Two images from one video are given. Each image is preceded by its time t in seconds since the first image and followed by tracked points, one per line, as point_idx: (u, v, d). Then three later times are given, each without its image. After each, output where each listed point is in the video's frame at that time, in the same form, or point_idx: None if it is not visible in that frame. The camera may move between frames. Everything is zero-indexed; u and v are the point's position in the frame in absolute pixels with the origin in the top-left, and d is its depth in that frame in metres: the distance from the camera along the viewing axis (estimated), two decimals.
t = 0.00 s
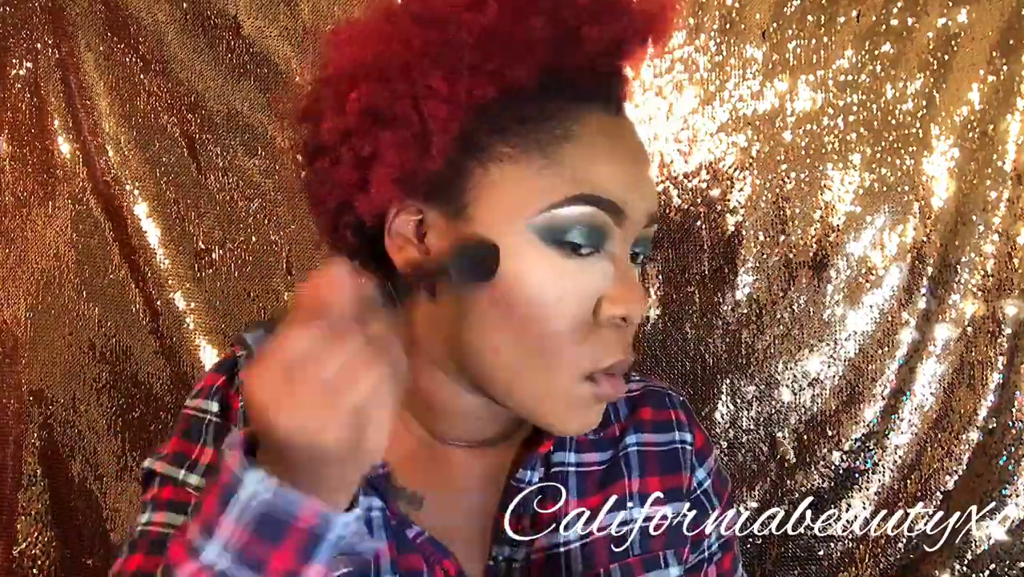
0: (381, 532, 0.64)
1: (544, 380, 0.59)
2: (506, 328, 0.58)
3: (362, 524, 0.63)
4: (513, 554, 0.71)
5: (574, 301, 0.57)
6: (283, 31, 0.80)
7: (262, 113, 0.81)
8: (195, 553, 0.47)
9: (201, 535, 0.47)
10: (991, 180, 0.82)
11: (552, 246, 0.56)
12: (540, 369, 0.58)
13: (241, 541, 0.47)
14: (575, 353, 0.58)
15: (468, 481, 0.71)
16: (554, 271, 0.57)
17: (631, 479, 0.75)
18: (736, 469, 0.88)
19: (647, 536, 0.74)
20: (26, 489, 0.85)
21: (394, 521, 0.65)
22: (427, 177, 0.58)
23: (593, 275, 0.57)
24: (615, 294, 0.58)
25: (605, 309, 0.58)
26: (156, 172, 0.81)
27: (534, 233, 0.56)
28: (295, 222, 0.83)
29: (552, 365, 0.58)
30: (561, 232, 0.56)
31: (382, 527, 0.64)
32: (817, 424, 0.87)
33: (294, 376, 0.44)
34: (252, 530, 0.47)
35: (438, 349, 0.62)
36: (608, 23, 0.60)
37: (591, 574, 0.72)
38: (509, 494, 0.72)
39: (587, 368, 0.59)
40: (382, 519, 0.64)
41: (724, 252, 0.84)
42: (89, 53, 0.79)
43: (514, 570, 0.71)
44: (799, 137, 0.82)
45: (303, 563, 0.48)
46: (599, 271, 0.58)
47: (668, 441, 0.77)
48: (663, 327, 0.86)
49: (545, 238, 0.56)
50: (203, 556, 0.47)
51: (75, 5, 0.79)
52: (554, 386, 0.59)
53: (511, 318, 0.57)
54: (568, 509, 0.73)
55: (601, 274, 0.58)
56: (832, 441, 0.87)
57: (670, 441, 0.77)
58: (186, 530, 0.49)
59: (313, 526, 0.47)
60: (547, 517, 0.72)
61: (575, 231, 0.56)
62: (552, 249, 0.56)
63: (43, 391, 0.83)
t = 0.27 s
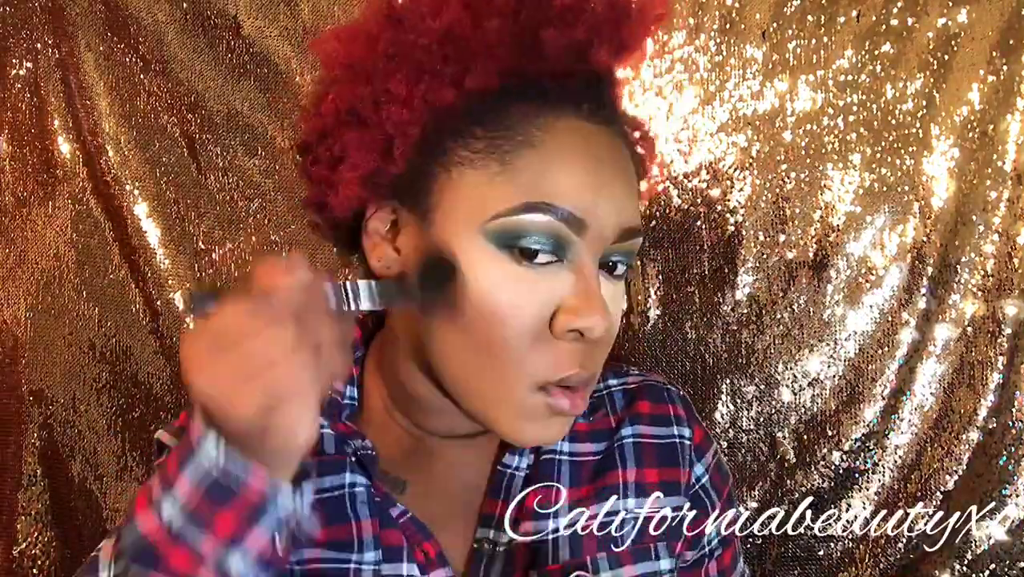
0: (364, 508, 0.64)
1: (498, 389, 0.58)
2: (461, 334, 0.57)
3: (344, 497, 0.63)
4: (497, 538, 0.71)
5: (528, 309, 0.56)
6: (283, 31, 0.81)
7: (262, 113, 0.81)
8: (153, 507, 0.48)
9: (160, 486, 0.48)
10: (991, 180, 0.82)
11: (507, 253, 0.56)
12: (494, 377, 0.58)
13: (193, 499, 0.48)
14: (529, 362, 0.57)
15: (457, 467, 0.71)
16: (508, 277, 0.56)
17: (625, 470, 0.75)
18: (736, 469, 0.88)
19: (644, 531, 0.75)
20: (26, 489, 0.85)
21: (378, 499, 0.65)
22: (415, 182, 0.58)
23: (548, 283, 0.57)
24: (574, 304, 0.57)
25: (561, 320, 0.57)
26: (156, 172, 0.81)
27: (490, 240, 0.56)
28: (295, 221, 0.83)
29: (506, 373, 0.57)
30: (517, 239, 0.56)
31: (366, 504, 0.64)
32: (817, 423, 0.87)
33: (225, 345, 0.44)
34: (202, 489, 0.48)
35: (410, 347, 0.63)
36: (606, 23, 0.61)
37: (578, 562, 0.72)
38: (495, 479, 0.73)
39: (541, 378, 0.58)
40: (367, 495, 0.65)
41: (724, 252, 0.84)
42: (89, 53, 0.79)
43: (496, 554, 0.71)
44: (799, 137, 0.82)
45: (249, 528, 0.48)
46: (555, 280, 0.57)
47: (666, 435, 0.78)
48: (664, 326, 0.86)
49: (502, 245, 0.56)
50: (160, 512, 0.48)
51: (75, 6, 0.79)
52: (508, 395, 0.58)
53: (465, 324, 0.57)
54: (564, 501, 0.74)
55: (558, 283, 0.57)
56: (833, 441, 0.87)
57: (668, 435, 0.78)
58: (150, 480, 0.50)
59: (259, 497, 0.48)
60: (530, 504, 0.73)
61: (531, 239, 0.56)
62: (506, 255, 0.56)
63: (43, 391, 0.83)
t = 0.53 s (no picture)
0: (357, 522, 0.64)
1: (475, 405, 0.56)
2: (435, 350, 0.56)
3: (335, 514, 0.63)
4: (491, 545, 0.70)
5: (502, 325, 0.55)
6: (283, 31, 0.81)
7: (262, 113, 0.82)
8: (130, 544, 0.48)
9: (138, 527, 0.48)
10: (991, 180, 0.82)
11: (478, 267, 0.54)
12: (471, 393, 0.56)
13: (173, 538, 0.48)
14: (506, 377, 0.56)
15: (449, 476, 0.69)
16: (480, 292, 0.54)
17: (618, 470, 0.75)
18: (736, 469, 0.88)
19: (643, 531, 0.75)
20: (26, 489, 0.84)
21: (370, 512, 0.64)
22: (388, 192, 0.57)
23: (523, 297, 0.55)
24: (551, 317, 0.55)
25: (536, 334, 0.55)
26: (156, 172, 0.81)
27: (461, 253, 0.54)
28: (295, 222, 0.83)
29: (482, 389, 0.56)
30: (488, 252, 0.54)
31: (358, 518, 0.64)
32: (817, 424, 0.87)
33: (187, 366, 0.43)
34: (183, 529, 0.47)
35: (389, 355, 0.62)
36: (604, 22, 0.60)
37: (573, 566, 0.72)
38: (488, 485, 0.72)
39: (518, 394, 0.56)
40: (358, 510, 0.64)
41: (724, 252, 0.84)
42: (89, 53, 0.79)
43: (491, 561, 0.71)
44: (799, 137, 0.82)
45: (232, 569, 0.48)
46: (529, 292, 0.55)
47: (658, 433, 0.78)
48: (663, 326, 0.86)
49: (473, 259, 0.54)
50: (140, 548, 0.48)
51: (75, 5, 0.78)
52: (485, 411, 0.56)
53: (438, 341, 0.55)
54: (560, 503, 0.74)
55: (533, 295, 0.55)
56: (832, 440, 0.87)
57: (660, 433, 0.78)
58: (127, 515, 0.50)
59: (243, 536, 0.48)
60: (524, 510, 0.73)
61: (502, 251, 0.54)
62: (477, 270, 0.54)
63: (44, 391, 0.83)
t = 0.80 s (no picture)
0: (357, 534, 0.64)
1: (456, 415, 0.57)
2: (418, 358, 0.56)
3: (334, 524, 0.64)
4: (490, 556, 0.70)
5: (485, 338, 0.55)
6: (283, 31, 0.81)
7: (262, 113, 0.82)
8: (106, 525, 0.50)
9: (113, 506, 0.50)
10: (991, 180, 0.82)
11: (461, 278, 0.54)
12: (452, 403, 0.57)
13: (143, 517, 0.50)
14: (488, 390, 0.56)
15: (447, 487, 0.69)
16: (463, 304, 0.54)
17: (617, 478, 0.75)
18: (736, 469, 0.88)
19: (643, 534, 0.75)
20: (26, 489, 0.85)
21: (370, 524, 0.64)
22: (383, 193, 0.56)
23: (507, 311, 0.54)
24: (535, 332, 0.55)
25: (519, 349, 0.55)
26: (156, 172, 0.81)
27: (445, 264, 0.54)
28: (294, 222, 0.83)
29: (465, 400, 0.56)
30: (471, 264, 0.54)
31: (358, 529, 0.64)
32: (817, 424, 0.87)
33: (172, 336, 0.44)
34: (154, 504, 0.50)
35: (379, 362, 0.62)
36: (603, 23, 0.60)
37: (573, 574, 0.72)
38: (486, 494, 0.71)
39: (498, 407, 0.56)
40: (358, 522, 0.65)
41: (724, 252, 0.84)
42: (89, 53, 0.79)
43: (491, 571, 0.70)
44: (799, 137, 0.82)
45: (203, 545, 0.50)
46: (514, 306, 0.54)
47: (657, 438, 0.78)
48: (663, 327, 0.86)
49: (456, 270, 0.54)
50: (114, 529, 0.50)
51: (75, 5, 0.78)
52: (465, 422, 0.57)
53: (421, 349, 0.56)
54: (561, 509, 0.74)
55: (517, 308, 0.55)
56: (832, 441, 0.87)
57: (659, 438, 0.78)
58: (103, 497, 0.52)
59: (212, 512, 0.50)
60: (524, 518, 0.72)
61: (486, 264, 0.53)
62: (460, 281, 0.54)
63: (44, 391, 0.83)
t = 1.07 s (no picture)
0: (359, 535, 0.64)
1: (452, 413, 0.57)
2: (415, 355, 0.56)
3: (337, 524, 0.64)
4: (493, 557, 0.69)
5: (481, 336, 0.54)
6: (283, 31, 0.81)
7: (262, 113, 0.82)
8: (106, 503, 0.49)
9: (113, 482, 0.49)
10: (991, 180, 0.82)
11: (459, 276, 0.54)
12: (447, 401, 0.57)
13: (145, 486, 0.49)
14: (482, 388, 0.56)
15: (448, 488, 0.68)
16: (461, 303, 0.54)
17: (618, 477, 0.75)
18: (736, 469, 0.88)
19: (644, 533, 0.75)
20: (26, 489, 0.84)
21: (372, 525, 0.65)
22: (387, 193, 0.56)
23: (504, 310, 0.54)
24: (531, 331, 0.55)
25: (515, 348, 0.55)
26: (156, 172, 0.82)
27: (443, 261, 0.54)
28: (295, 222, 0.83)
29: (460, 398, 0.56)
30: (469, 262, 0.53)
31: (360, 530, 0.64)
32: (817, 424, 0.87)
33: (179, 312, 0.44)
34: (155, 473, 0.49)
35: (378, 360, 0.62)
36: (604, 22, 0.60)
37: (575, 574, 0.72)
38: (489, 494, 0.71)
39: (492, 406, 0.56)
40: (360, 523, 0.64)
41: (724, 252, 0.84)
42: (89, 53, 0.79)
43: (494, 571, 0.70)
44: (799, 137, 0.82)
45: (210, 512, 0.49)
46: (511, 305, 0.54)
47: (657, 437, 0.78)
48: (664, 327, 0.86)
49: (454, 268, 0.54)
50: (115, 504, 0.49)
51: (75, 5, 0.78)
52: (459, 420, 0.57)
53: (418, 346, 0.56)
54: (562, 509, 0.74)
55: (515, 307, 0.54)
56: (832, 441, 0.87)
57: (659, 437, 0.78)
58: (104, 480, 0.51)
59: (217, 475, 0.49)
60: (526, 518, 0.72)
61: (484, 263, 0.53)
62: (458, 279, 0.54)
63: (44, 391, 0.83)
